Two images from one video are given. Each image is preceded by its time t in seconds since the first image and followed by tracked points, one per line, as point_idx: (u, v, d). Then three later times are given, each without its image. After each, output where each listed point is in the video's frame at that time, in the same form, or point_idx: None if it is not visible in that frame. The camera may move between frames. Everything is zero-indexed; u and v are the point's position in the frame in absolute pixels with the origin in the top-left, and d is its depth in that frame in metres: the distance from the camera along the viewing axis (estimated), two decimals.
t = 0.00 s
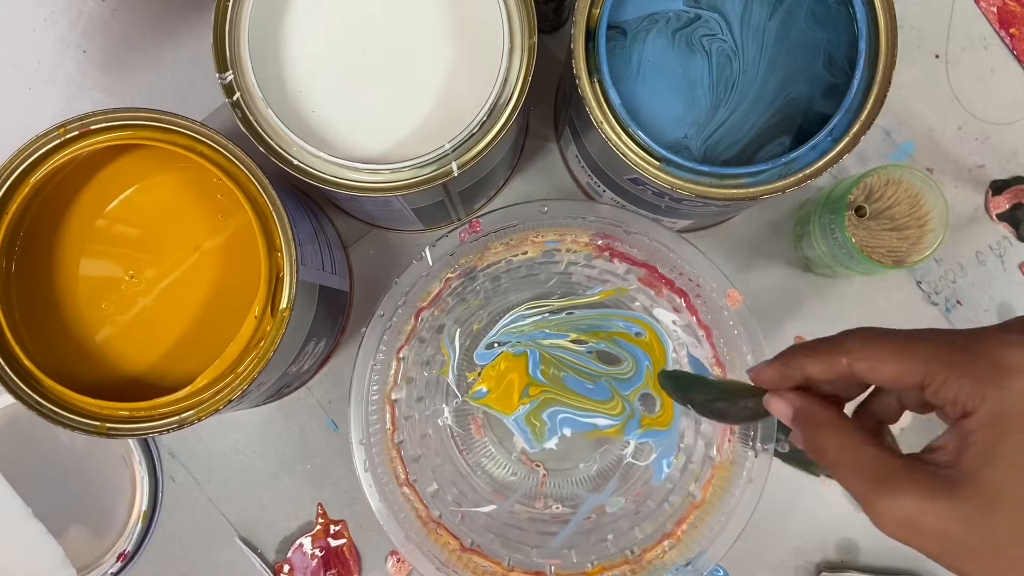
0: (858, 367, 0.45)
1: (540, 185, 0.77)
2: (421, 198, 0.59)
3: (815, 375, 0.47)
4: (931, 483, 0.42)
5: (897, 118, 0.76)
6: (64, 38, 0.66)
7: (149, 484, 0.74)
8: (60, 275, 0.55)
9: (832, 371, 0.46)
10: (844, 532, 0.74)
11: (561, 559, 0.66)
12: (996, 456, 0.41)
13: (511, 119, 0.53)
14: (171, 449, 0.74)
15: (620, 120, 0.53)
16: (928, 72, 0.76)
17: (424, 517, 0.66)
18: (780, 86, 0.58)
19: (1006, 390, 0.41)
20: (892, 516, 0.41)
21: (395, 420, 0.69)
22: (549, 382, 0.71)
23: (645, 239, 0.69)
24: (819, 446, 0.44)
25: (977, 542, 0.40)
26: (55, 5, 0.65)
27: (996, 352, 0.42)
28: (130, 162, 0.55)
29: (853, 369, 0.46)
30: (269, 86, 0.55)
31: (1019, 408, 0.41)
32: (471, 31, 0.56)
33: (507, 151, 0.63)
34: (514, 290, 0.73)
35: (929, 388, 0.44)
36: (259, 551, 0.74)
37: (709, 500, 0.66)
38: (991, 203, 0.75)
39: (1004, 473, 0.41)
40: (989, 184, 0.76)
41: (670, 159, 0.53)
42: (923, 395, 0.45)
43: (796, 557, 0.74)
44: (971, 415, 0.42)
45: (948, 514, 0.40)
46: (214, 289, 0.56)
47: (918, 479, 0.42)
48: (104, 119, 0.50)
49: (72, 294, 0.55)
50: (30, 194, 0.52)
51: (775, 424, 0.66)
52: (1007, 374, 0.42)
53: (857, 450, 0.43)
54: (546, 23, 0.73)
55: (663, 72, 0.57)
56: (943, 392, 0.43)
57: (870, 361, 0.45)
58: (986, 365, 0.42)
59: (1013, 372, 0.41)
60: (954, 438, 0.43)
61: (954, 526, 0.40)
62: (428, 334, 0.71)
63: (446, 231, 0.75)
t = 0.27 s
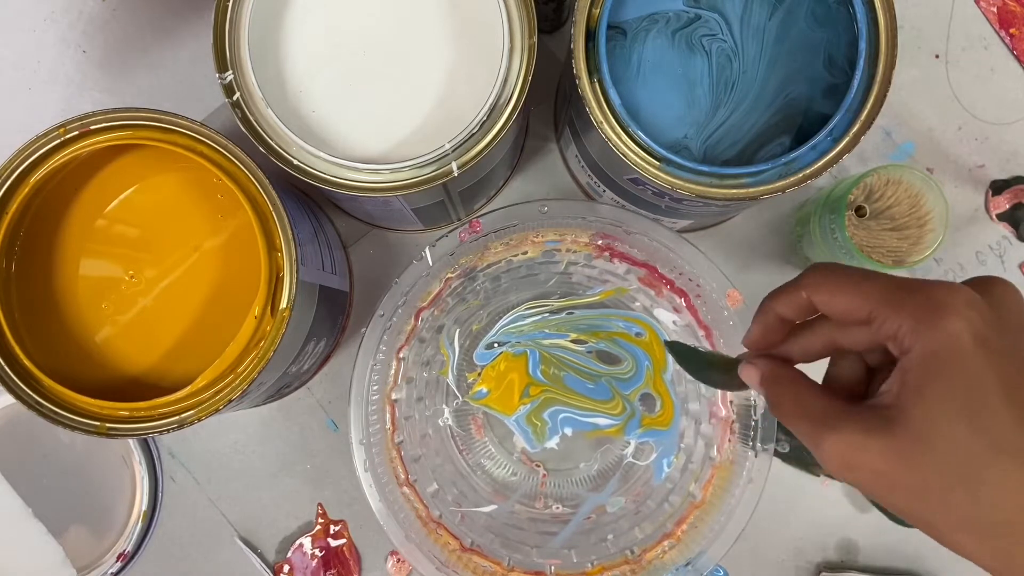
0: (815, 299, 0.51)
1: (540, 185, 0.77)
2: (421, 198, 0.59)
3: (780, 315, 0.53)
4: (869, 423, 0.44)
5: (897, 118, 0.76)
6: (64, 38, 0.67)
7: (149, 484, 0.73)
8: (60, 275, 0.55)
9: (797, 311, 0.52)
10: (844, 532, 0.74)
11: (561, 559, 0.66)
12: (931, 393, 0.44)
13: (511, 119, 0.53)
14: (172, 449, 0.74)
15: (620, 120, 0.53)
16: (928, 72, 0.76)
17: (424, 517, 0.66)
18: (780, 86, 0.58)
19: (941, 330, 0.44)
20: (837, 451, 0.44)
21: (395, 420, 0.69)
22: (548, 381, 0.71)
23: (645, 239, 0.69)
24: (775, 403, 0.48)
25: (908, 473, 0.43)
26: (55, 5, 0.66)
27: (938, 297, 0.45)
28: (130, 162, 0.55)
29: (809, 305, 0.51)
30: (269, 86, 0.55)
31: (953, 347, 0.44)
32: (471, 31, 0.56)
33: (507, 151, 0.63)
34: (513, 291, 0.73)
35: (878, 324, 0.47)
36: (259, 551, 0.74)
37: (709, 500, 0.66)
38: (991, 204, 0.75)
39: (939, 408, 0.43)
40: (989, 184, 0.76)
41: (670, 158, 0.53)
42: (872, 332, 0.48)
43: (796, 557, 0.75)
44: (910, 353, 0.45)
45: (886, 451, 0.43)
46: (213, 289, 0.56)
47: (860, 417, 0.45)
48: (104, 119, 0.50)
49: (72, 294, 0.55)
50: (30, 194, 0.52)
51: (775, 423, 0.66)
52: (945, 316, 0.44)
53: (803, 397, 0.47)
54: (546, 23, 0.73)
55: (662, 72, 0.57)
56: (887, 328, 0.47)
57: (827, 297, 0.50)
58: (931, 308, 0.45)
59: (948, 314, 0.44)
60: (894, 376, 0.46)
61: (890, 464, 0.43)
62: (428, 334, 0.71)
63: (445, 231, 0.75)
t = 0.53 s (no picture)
0: (850, 262, 0.48)
1: (540, 184, 0.77)
2: (421, 198, 0.59)
3: (814, 282, 0.51)
4: (875, 367, 0.41)
5: (897, 118, 0.76)
6: (64, 38, 0.67)
7: (149, 484, 0.74)
8: (59, 275, 0.55)
9: (833, 279, 0.50)
10: (844, 532, 0.74)
11: (561, 559, 0.66)
12: (948, 343, 0.39)
13: (511, 119, 0.53)
14: (171, 449, 0.74)
15: (620, 120, 0.53)
16: (928, 72, 0.76)
17: (424, 518, 0.66)
18: (780, 86, 0.58)
19: (972, 286, 0.40)
20: (842, 396, 0.41)
21: (395, 420, 0.69)
22: (549, 380, 0.71)
23: (645, 239, 0.69)
24: (785, 352, 0.46)
25: (907, 422, 0.39)
26: (55, 5, 0.66)
27: (972, 256, 0.42)
28: (130, 162, 0.55)
29: (846, 271, 0.49)
30: (269, 87, 0.55)
31: (979, 304, 0.40)
32: (471, 31, 0.56)
33: (507, 151, 0.63)
34: (513, 291, 0.73)
35: (906, 283, 0.44)
36: (259, 551, 0.74)
37: (709, 500, 0.66)
38: (991, 204, 0.75)
39: (953, 356, 0.39)
40: (989, 184, 0.76)
41: (670, 158, 0.53)
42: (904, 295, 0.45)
43: (796, 557, 0.74)
44: (933, 308, 0.42)
45: (888, 396, 0.39)
46: (213, 289, 0.56)
47: (867, 363, 0.41)
48: (104, 119, 0.50)
49: (72, 294, 0.55)
50: (30, 193, 0.52)
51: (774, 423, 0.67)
52: (978, 274, 0.41)
53: (817, 348, 0.44)
54: (545, 23, 0.73)
55: (662, 73, 0.57)
56: (918, 286, 0.43)
57: (862, 259, 0.47)
58: (965, 266, 0.41)
59: (980, 271, 0.41)
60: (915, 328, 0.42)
61: (887, 409, 0.39)
62: (428, 334, 0.71)
63: (445, 231, 0.75)
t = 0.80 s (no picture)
0: (824, 279, 0.51)
1: (540, 185, 0.77)
2: (421, 198, 0.59)
3: (792, 299, 0.53)
4: (854, 373, 0.43)
5: (897, 118, 0.76)
6: (64, 38, 0.67)
7: (149, 484, 0.74)
8: (59, 275, 0.55)
9: (810, 296, 0.52)
10: (844, 532, 0.74)
11: (561, 559, 0.66)
12: (921, 348, 0.42)
13: (511, 119, 0.53)
14: (171, 449, 0.74)
15: (620, 120, 0.53)
16: (928, 72, 0.76)
17: (424, 517, 0.66)
18: (779, 86, 0.58)
19: (941, 292, 0.43)
20: (819, 403, 0.43)
21: (395, 420, 0.69)
22: (549, 380, 0.71)
23: (645, 239, 0.69)
24: (763, 366, 0.48)
25: (886, 425, 0.41)
26: (55, 5, 0.66)
27: (938, 266, 0.45)
28: (130, 162, 0.55)
29: (823, 286, 0.51)
30: (269, 87, 0.55)
31: (948, 310, 0.43)
32: (471, 31, 0.56)
33: (507, 151, 0.63)
34: (513, 290, 0.73)
35: (879, 292, 0.47)
36: (259, 551, 0.74)
37: (709, 500, 0.66)
38: (991, 203, 0.75)
39: (926, 362, 0.42)
40: (989, 184, 0.76)
41: (670, 158, 0.53)
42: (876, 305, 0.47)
43: (796, 557, 0.74)
44: (903, 314, 0.44)
45: (868, 401, 0.42)
46: (213, 289, 0.56)
47: (844, 370, 0.44)
48: (104, 119, 0.50)
49: (71, 294, 0.55)
50: (30, 193, 0.52)
51: (774, 423, 0.66)
52: (946, 281, 0.44)
53: (792, 361, 0.47)
54: (546, 23, 0.73)
55: (662, 73, 0.57)
56: (889, 295, 0.46)
57: (837, 273, 0.50)
58: (933, 274, 0.44)
59: (948, 279, 0.44)
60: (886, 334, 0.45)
61: (867, 413, 0.42)
62: (427, 334, 0.71)
63: (445, 231, 0.75)
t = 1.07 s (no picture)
0: (813, 277, 0.50)
1: (540, 185, 0.77)
2: (421, 198, 0.59)
3: (782, 298, 0.53)
4: (834, 368, 0.43)
5: (897, 119, 0.76)
6: (64, 38, 0.67)
7: (149, 484, 0.74)
8: (59, 275, 0.55)
9: (799, 295, 0.52)
10: (844, 532, 0.74)
11: (561, 559, 0.66)
12: (902, 344, 0.41)
13: (511, 119, 0.53)
14: (172, 449, 0.74)
15: (620, 120, 0.53)
16: (928, 72, 0.76)
17: (424, 517, 0.66)
18: (779, 86, 0.58)
19: (924, 289, 0.42)
20: (801, 397, 0.43)
21: (395, 420, 0.69)
22: (549, 379, 0.71)
23: (645, 239, 0.69)
24: (749, 360, 0.48)
25: (865, 419, 0.40)
26: (55, 5, 0.66)
27: (921, 263, 0.44)
28: (130, 161, 0.55)
29: (811, 285, 0.51)
30: (269, 87, 0.55)
31: (929, 307, 0.42)
32: (471, 31, 0.56)
33: (507, 151, 0.64)
34: (513, 290, 0.73)
35: (862, 290, 0.46)
36: (259, 551, 0.74)
37: (709, 500, 0.66)
38: (991, 204, 0.75)
39: (907, 358, 0.41)
40: (989, 184, 0.76)
41: (670, 158, 0.53)
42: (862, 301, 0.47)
43: (796, 557, 0.74)
44: (886, 311, 0.44)
45: (848, 396, 0.41)
46: (213, 289, 0.56)
47: (825, 365, 0.43)
48: (104, 119, 0.50)
49: (72, 294, 0.55)
50: (30, 193, 0.52)
51: (775, 422, 0.66)
52: (929, 278, 0.43)
53: (777, 356, 0.47)
54: (546, 23, 0.73)
55: (662, 73, 0.57)
56: (873, 292, 0.45)
57: (824, 271, 0.49)
58: (915, 271, 0.43)
59: (930, 276, 0.43)
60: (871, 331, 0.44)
61: (846, 407, 0.41)
62: (427, 334, 0.71)
63: (445, 231, 0.75)
